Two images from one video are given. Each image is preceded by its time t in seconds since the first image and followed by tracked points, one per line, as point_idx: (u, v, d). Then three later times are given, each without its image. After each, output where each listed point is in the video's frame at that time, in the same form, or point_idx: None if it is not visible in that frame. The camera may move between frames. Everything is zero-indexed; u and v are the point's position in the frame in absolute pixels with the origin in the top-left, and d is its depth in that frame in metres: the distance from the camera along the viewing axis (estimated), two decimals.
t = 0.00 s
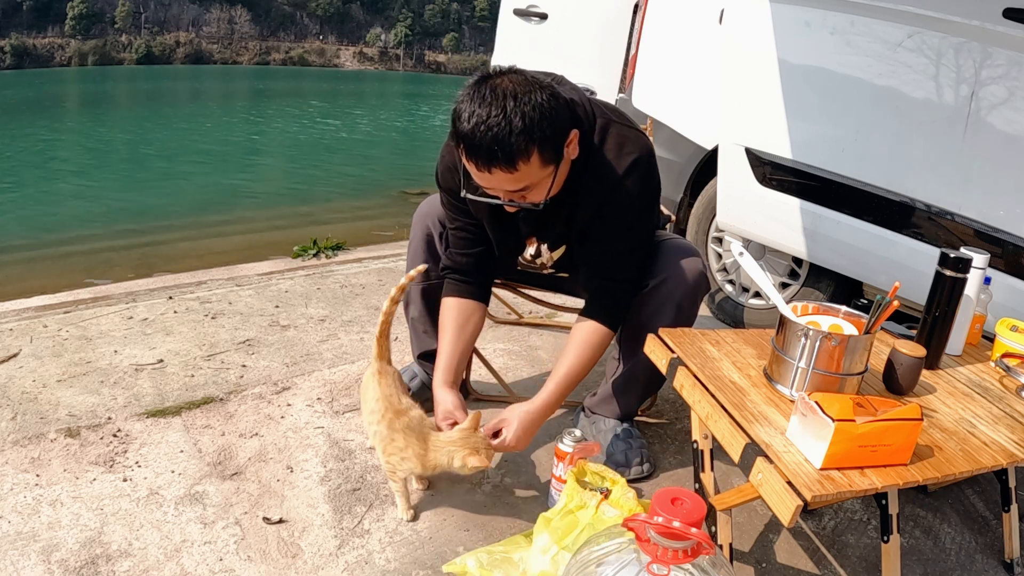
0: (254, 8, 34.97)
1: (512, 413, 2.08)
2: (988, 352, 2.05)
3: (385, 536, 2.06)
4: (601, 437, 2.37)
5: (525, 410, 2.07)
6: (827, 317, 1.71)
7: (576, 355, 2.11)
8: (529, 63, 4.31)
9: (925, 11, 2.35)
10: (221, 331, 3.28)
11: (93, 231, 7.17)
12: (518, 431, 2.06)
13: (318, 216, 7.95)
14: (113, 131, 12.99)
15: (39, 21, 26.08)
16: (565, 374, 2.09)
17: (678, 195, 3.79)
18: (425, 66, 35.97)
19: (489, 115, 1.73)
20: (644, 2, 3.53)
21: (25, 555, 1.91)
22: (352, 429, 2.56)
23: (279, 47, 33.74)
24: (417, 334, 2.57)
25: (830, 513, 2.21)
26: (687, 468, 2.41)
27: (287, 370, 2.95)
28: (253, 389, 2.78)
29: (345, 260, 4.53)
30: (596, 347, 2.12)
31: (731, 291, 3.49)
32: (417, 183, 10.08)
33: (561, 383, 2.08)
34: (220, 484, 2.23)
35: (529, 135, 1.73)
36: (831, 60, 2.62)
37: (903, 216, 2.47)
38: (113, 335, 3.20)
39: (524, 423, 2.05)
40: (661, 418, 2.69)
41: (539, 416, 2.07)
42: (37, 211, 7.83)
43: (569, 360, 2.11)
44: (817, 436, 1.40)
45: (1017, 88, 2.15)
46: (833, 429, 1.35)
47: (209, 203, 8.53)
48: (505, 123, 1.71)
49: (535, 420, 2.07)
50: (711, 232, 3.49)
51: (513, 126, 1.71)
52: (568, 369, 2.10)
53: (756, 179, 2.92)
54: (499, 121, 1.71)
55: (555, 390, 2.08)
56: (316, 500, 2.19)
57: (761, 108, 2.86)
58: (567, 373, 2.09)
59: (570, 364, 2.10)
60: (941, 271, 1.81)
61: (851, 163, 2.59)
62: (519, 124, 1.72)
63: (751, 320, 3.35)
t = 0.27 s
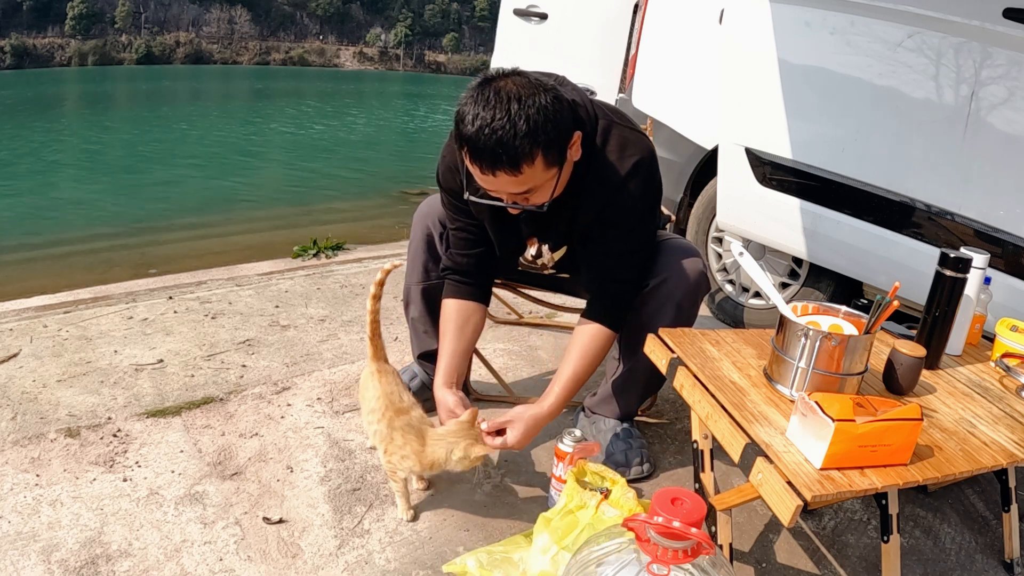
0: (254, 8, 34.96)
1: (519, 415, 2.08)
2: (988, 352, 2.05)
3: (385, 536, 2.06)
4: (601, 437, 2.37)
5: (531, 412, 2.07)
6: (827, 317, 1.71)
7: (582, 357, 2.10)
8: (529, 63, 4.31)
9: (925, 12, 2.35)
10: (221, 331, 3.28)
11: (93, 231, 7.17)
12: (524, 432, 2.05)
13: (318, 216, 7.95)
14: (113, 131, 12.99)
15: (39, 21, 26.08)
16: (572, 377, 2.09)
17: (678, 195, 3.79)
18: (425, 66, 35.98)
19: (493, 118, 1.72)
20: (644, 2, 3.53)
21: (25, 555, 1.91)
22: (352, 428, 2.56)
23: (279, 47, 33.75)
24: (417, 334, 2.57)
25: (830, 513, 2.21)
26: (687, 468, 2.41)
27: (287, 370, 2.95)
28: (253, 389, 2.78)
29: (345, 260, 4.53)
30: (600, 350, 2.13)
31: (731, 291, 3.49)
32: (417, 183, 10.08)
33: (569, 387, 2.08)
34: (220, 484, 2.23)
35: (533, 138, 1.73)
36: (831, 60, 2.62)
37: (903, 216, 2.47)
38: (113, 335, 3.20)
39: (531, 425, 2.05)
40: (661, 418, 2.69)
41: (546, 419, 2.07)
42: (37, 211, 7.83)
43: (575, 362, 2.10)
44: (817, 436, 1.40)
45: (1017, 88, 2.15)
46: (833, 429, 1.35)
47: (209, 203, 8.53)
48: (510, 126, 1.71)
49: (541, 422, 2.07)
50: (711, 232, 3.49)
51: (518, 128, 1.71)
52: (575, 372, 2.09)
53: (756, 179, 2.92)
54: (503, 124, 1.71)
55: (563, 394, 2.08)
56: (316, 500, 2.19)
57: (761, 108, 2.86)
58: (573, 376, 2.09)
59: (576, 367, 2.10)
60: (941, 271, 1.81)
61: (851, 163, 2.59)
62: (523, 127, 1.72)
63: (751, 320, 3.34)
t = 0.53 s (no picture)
0: (254, 8, 34.95)
1: (521, 416, 2.09)
2: (988, 352, 2.05)
3: (385, 536, 2.05)
4: (601, 437, 2.37)
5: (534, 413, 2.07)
6: (827, 317, 1.71)
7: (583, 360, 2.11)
8: (529, 63, 4.31)
9: (925, 11, 2.35)
10: (221, 331, 3.28)
11: (93, 231, 7.17)
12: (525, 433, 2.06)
13: (318, 216, 7.95)
14: (113, 131, 12.98)
15: (39, 21, 26.08)
16: (572, 380, 2.09)
17: (678, 194, 3.79)
18: (425, 66, 35.98)
19: (496, 119, 1.72)
20: (644, 2, 3.53)
21: (25, 555, 1.91)
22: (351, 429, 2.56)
23: (279, 47, 33.75)
24: (417, 334, 2.57)
25: (830, 513, 2.21)
26: (687, 468, 2.41)
27: (287, 371, 2.95)
28: (253, 389, 2.78)
29: (344, 260, 4.53)
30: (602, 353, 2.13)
31: (731, 291, 3.49)
32: (416, 183, 10.08)
33: (570, 389, 2.09)
34: (220, 484, 2.23)
35: (536, 139, 1.73)
36: (831, 60, 2.62)
37: (903, 216, 2.47)
38: (113, 335, 3.20)
39: (532, 427, 2.06)
40: (661, 418, 2.69)
41: (547, 420, 2.08)
42: (37, 211, 7.83)
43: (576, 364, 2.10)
44: (817, 436, 1.40)
45: (1017, 88, 2.15)
46: (833, 429, 1.35)
47: (209, 203, 8.52)
48: (513, 128, 1.71)
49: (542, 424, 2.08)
50: (711, 232, 3.49)
51: (521, 130, 1.71)
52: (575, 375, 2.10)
53: (756, 179, 2.92)
54: (507, 125, 1.71)
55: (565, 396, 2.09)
56: (316, 500, 2.19)
57: (761, 108, 2.86)
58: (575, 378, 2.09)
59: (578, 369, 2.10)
60: (941, 271, 1.81)
61: (851, 163, 2.59)
62: (526, 128, 1.72)
63: (751, 320, 3.34)
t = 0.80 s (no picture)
0: (254, 8, 34.94)
1: (519, 417, 2.08)
2: (988, 352, 2.05)
3: (385, 536, 2.05)
4: (601, 437, 2.37)
5: (532, 414, 2.07)
6: (827, 317, 1.71)
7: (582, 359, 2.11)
8: (528, 63, 4.31)
9: (925, 12, 2.35)
10: (221, 331, 3.28)
11: (93, 231, 7.17)
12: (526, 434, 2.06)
13: (318, 216, 7.95)
14: (113, 131, 12.98)
15: (39, 21, 26.08)
16: (571, 380, 2.09)
17: (678, 195, 3.79)
18: (425, 66, 35.98)
19: (499, 121, 1.72)
20: (644, 2, 3.53)
21: (25, 555, 1.91)
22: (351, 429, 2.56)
23: (279, 47, 33.76)
24: (417, 334, 2.57)
25: (830, 513, 2.21)
26: (687, 468, 2.41)
27: (287, 371, 2.95)
28: (253, 389, 2.78)
29: (345, 260, 4.53)
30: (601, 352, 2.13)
31: (731, 291, 3.49)
32: (416, 183, 10.07)
33: (568, 389, 2.09)
34: (220, 484, 2.23)
35: (539, 141, 1.73)
36: (831, 60, 2.62)
37: (903, 216, 2.47)
38: (113, 335, 3.20)
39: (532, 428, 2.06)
40: (661, 418, 2.69)
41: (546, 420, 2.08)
42: (37, 211, 7.83)
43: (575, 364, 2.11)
44: (817, 436, 1.40)
45: (1017, 88, 2.16)
46: (833, 429, 1.35)
47: (209, 203, 8.52)
48: (516, 129, 1.71)
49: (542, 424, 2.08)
50: (711, 232, 3.49)
51: (523, 132, 1.71)
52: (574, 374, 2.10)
53: (756, 179, 2.92)
54: (509, 127, 1.71)
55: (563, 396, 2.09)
56: (316, 500, 2.19)
57: (761, 108, 2.86)
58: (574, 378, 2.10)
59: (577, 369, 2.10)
60: (941, 271, 1.81)
61: (851, 163, 2.59)
62: (529, 130, 1.72)
63: (751, 320, 3.34)
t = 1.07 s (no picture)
0: (254, 8, 34.93)
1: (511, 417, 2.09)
2: (988, 352, 2.05)
3: (385, 536, 2.05)
4: (601, 437, 2.37)
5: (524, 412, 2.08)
6: (827, 317, 1.71)
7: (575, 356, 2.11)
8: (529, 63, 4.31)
9: (925, 12, 2.35)
10: (221, 331, 3.28)
11: (93, 231, 7.17)
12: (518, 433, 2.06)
13: (318, 216, 7.95)
14: (112, 131, 12.98)
15: (39, 21, 26.07)
16: (564, 376, 2.09)
17: (678, 195, 3.79)
18: (425, 66, 35.98)
19: (501, 122, 1.72)
20: (644, 2, 3.52)
21: (25, 555, 1.91)
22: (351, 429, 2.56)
23: (279, 47, 33.76)
24: (417, 334, 2.57)
25: (830, 513, 2.21)
26: (687, 468, 2.41)
27: (287, 371, 2.95)
28: (253, 389, 2.78)
29: (345, 260, 4.53)
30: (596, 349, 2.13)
31: (731, 291, 3.49)
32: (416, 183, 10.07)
33: (560, 387, 2.09)
34: (220, 484, 2.23)
35: (541, 143, 1.73)
36: (831, 60, 2.62)
37: (903, 216, 2.47)
38: (113, 335, 3.19)
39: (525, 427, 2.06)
40: (661, 418, 2.69)
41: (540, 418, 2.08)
42: (37, 211, 7.83)
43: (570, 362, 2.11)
44: (817, 435, 1.40)
45: (1017, 88, 2.16)
46: (833, 429, 1.35)
47: (209, 203, 8.52)
48: (518, 131, 1.71)
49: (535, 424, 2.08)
50: (711, 232, 3.49)
51: (526, 134, 1.71)
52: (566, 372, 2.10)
53: (756, 179, 2.92)
54: (511, 128, 1.71)
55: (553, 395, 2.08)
56: (316, 500, 2.19)
57: (761, 108, 2.86)
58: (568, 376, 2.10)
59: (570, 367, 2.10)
60: (941, 271, 1.81)
61: (851, 163, 2.59)
62: (531, 132, 1.71)
63: (751, 320, 3.34)
